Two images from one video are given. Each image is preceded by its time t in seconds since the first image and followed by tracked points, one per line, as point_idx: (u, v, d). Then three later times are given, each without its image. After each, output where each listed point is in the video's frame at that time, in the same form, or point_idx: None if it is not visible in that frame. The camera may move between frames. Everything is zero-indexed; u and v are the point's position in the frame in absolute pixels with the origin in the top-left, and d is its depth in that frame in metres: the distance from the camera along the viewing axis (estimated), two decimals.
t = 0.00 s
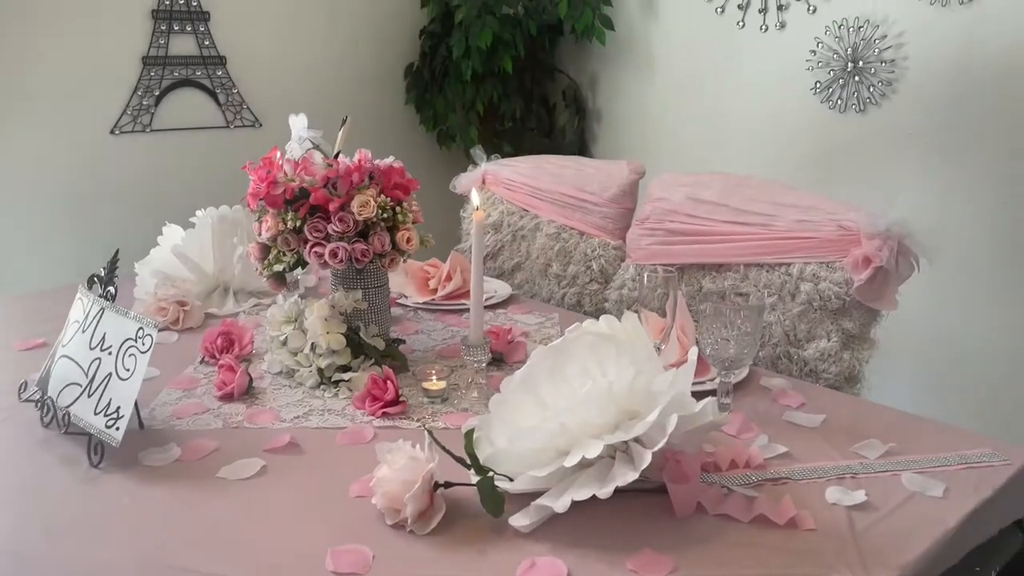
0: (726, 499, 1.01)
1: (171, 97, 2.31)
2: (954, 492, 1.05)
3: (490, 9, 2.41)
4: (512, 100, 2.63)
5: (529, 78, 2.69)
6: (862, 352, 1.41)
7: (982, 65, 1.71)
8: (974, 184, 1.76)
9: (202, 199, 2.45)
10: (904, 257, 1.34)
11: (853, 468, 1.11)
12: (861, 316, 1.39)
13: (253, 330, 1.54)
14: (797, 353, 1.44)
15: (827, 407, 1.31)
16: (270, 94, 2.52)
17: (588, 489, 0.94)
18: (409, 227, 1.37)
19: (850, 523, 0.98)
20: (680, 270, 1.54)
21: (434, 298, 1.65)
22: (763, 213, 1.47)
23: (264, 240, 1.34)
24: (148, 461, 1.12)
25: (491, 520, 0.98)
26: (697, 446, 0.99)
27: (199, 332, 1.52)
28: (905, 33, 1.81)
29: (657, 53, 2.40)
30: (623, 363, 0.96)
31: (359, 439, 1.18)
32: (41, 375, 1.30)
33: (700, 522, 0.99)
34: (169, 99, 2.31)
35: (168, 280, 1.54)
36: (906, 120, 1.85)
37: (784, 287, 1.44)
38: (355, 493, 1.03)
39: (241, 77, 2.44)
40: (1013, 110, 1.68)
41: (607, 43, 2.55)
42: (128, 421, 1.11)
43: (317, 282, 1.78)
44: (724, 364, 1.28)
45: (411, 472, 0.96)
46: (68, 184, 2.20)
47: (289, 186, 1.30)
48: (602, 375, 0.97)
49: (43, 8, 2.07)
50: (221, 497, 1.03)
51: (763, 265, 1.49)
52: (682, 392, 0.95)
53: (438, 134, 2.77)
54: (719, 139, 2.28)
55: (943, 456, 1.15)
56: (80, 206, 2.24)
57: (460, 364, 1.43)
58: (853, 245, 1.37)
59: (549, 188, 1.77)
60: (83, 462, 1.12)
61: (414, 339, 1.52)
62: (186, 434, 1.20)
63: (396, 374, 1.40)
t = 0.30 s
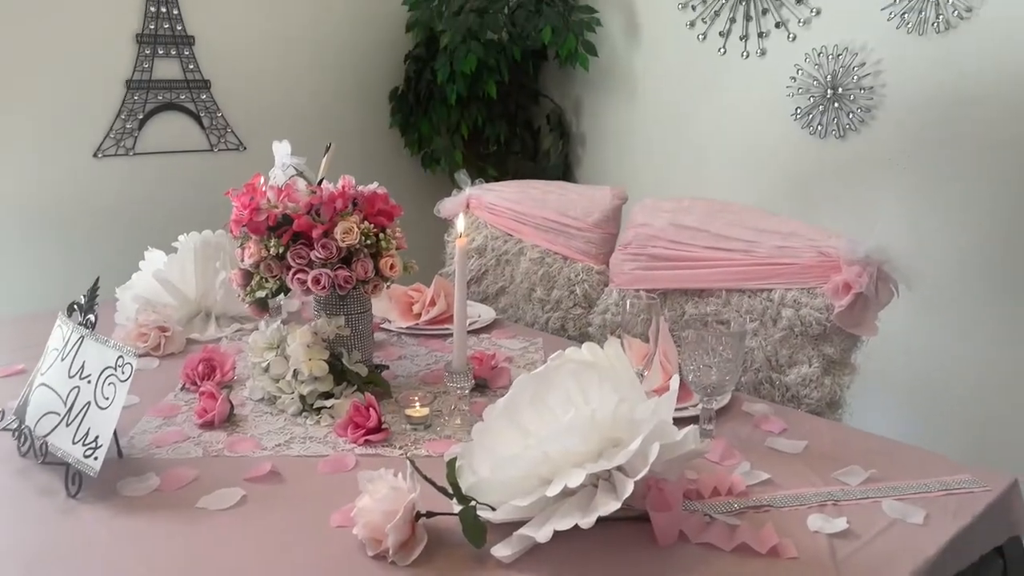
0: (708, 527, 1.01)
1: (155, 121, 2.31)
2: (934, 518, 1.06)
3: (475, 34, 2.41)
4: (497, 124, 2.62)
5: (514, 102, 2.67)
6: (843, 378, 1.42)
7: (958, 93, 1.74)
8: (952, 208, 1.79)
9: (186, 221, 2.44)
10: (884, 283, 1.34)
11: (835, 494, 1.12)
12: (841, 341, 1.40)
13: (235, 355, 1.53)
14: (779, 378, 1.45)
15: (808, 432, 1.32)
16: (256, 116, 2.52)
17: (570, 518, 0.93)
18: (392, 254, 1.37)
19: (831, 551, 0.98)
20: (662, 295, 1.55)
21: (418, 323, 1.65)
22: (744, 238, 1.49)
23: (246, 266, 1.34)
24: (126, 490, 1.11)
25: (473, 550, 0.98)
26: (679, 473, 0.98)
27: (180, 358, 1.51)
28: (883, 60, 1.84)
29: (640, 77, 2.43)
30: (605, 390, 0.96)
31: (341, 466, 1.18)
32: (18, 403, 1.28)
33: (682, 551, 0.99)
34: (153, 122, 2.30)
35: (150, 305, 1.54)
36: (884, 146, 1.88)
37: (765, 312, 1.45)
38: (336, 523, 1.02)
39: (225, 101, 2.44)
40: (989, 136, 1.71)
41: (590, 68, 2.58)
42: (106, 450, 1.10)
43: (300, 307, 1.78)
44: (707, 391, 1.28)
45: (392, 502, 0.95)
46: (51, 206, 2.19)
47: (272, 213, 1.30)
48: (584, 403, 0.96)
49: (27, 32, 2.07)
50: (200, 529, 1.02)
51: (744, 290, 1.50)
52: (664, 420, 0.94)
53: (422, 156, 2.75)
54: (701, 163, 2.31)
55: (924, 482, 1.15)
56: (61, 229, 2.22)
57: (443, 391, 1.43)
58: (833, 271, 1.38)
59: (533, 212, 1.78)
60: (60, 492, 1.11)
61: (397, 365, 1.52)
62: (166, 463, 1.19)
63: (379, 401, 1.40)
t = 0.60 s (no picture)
0: (692, 556, 1.01)
1: (139, 146, 2.30)
2: (916, 546, 1.06)
3: (460, 61, 2.43)
4: (481, 150, 2.64)
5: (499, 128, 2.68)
6: (824, 405, 1.43)
7: (935, 122, 1.77)
8: (930, 236, 1.81)
9: (170, 244, 2.43)
10: (864, 311, 1.36)
11: (817, 523, 1.12)
12: (823, 368, 1.41)
13: (217, 383, 1.52)
14: (762, 405, 1.46)
15: (791, 460, 1.32)
16: (240, 140, 2.52)
17: (554, 550, 0.90)
18: (376, 281, 1.37)
19: None
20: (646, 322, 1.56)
21: (402, 349, 1.65)
22: (726, 266, 1.50)
23: (229, 293, 1.33)
24: (105, 522, 1.09)
25: None
26: (663, 502, 0.98)
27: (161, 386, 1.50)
28: (861, 90, 1.88)
29: (623, 104, 2.46)
30: (589, 419, 0.96)
31: (323, 496, 1.17)
32: None
33: None
34: (136, 147, 2.29)
35: (129, 331, 1.53)
36: (864, 173, 1.91)
37: (747, 339, 1.46)
38: (317, 554, 1.01)
39: (210, 126, 2.44)
40: (965, 164, 1.74)
41: (574, 94, 2.60)
42: (85, 481, 1.08)
43: (283, 333, 1.77)
44: (690, 419, 1.29)
45: (376, 533, 0.94)
46: (32, 231, 2.17)
47: (256, 240, 1.30)
48: (568, 432, 0.96)
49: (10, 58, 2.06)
50: (179, 563, 1.00)
51: (726, 317, 1.52)
52: (647, 449, 0.94)
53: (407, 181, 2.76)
54: (683, 189, 2.33)
55: (905, 510, 1.16)
56: (41, 253, 2.19)
57: (428, 418, 1.42)
58: (814, 299, 1.39)
59: (517, 238, 1.79)
60: (37, 524, 1.09)
61: (381, 392, 1.51)
62: (145, 493, 1.17)
63: (363, 428, 1.39)
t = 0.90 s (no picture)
0: None
1: (122, 170, 2.29)
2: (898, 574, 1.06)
3: (445, 86, 2.45)
4: (466, 174, 2.65)
5: (484, 152, 2.71)
6: (807, 431, 1.44)
7: (913, 150, 1.80)
8: (909, 262, 1.84)
9: (153, 268, 2.42)
10: (846, 337, 1.37)
11: (801, 550, 1.12)
12: (805, 394, 1.42)
13: (199, 409, 1.51)
14: (745, 431, 1.46)
15: (774, 486, 1.33)
16: (225, 163, 2.52)
17: None
18: (360, 307, 1.36)
19: None
20: (630, 347, 1.57)
21: (386, 375, 1.65)
22: (709, 292, 1.51)
23: (212, 319, 1.32)
24: (83, 551, 1.08)
25: None
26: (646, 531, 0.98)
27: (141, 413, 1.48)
28: (841, 117, 1.91)
29: (607, 130, 2.48)
30: (573, 446, 0.93)
31: (305, 525, 1.16)
32: None
33: None
34: (119, 171, 2.29)
35: (111, 358, 1.50)
36: (844, 200, 1.93)
37: (730, 365, 1.47)
38: None
39: (194, 150, 2.44)
40: (943, 191, 1.77)
41: (559, 120, 2.63)
42: (63, 510, 1.06)
43: (266, 358, 1.76)
44: (673, 445, 1.29)
45: (358, 562, 0.93)
46: (13, 255, 2.15)
47: (239, 266, 1.29)
48: (552, 459, 0.93)
49: None
50: None
51: (709, 342, 1.52)
52: (631, 477, 0.93)
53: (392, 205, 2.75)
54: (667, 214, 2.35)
55: (887, 537, 1.16)
56: (22, 278, 2.17)
57: (411, 445, 1.41)
58: (797, 325, 1.40)
59: (501, 263, 1.79)
60: (13, 554, 1.07)
61: (364, 418, 1.50)
62: (124, 521, 1.16)
63: (345, 455, 1.39)
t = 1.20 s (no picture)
0: None
1: (105, 193, 2.28)
2: None
3: (431, 111, 2.46)
4: (452, 198, 2.66)
5: (469, 176, 2.72)
6: (791, 457, 1.44)
7: (893, 176, 1.82)
8: (891, 287, 1.85)
9: (136, 291, 2.40)
10: (828, 363, 1.38)
11: None
12: (789, 420, 1.43)
13: (179, 436, 1.49)
14: (729, 457, 1.46)
15: (758, 513, 1.32)
16: (210, 186, 2.51)
17: None
18: (344, 332, 1.36)
19: None
20: (615, 373, 1.57)
21: (369, 401, 1.64)
22: (693, 317, 1.51)
23: (194, 345, 1.31)
24: None
25: None
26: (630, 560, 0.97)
27: (120, 441, 1.46)
28: (823, 144, 1.93)
29: (592, 155, 2.50)
30: (556, 474, 0.92)
31: (286, 554, 1.14)
32: None
33: None
34: (102, 195, 2.27)
35: (92, 384, 1.49)
36: (826, 226, 1.95)
37: (714, 391, 1.47)
38: None
39: (178, 173, 2.43)
40: (923, 217, 1.79)
41: (544, 144, 2.64)
42: (40, 539, 1.04)
43: (248, 384, 1.75)
44: (657, 472, 1.28)
45: None
46: None
47: (222, 292, 1.28)
48: (535, 487, 0.92)
49: None
50: None
51: (693, 368, 1.53)
52: (614, 505, 0.92)
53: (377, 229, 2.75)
54: (652, 239, 2.36)
55: (872, 564, 1.16)
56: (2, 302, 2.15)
57: (394, 472, 1.40)
58: (780, 350, 1.41)
59: (486, 287, 1.79)
60: None
61: (348, 445, 1.49)
62: (101, 552, 1.13)
63: (327, 483, 1.37)
